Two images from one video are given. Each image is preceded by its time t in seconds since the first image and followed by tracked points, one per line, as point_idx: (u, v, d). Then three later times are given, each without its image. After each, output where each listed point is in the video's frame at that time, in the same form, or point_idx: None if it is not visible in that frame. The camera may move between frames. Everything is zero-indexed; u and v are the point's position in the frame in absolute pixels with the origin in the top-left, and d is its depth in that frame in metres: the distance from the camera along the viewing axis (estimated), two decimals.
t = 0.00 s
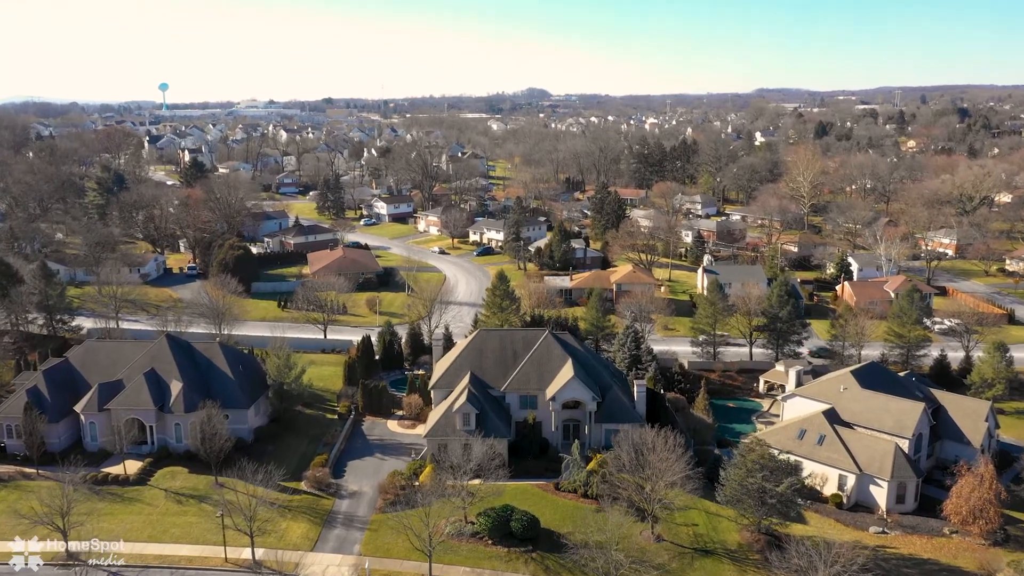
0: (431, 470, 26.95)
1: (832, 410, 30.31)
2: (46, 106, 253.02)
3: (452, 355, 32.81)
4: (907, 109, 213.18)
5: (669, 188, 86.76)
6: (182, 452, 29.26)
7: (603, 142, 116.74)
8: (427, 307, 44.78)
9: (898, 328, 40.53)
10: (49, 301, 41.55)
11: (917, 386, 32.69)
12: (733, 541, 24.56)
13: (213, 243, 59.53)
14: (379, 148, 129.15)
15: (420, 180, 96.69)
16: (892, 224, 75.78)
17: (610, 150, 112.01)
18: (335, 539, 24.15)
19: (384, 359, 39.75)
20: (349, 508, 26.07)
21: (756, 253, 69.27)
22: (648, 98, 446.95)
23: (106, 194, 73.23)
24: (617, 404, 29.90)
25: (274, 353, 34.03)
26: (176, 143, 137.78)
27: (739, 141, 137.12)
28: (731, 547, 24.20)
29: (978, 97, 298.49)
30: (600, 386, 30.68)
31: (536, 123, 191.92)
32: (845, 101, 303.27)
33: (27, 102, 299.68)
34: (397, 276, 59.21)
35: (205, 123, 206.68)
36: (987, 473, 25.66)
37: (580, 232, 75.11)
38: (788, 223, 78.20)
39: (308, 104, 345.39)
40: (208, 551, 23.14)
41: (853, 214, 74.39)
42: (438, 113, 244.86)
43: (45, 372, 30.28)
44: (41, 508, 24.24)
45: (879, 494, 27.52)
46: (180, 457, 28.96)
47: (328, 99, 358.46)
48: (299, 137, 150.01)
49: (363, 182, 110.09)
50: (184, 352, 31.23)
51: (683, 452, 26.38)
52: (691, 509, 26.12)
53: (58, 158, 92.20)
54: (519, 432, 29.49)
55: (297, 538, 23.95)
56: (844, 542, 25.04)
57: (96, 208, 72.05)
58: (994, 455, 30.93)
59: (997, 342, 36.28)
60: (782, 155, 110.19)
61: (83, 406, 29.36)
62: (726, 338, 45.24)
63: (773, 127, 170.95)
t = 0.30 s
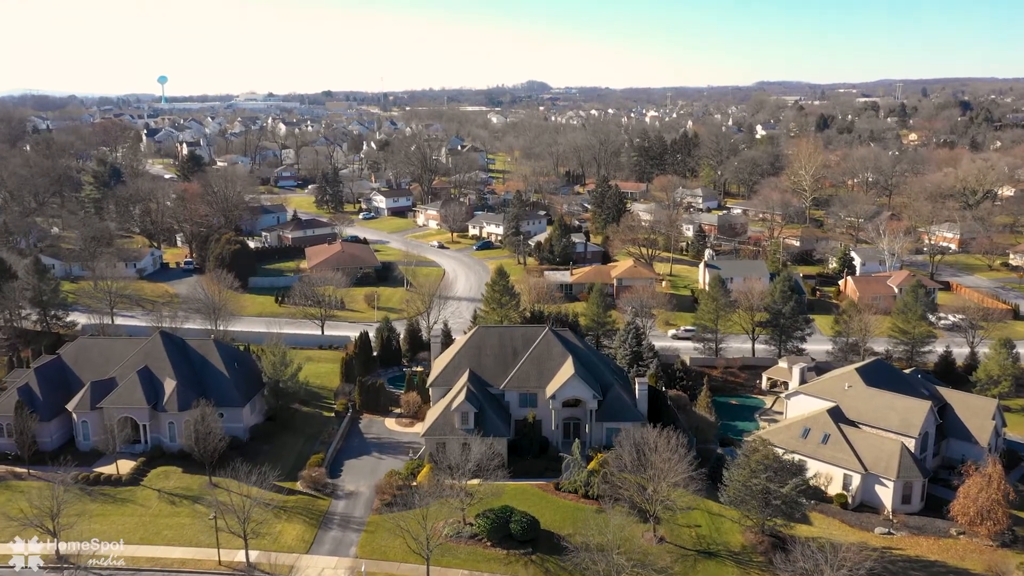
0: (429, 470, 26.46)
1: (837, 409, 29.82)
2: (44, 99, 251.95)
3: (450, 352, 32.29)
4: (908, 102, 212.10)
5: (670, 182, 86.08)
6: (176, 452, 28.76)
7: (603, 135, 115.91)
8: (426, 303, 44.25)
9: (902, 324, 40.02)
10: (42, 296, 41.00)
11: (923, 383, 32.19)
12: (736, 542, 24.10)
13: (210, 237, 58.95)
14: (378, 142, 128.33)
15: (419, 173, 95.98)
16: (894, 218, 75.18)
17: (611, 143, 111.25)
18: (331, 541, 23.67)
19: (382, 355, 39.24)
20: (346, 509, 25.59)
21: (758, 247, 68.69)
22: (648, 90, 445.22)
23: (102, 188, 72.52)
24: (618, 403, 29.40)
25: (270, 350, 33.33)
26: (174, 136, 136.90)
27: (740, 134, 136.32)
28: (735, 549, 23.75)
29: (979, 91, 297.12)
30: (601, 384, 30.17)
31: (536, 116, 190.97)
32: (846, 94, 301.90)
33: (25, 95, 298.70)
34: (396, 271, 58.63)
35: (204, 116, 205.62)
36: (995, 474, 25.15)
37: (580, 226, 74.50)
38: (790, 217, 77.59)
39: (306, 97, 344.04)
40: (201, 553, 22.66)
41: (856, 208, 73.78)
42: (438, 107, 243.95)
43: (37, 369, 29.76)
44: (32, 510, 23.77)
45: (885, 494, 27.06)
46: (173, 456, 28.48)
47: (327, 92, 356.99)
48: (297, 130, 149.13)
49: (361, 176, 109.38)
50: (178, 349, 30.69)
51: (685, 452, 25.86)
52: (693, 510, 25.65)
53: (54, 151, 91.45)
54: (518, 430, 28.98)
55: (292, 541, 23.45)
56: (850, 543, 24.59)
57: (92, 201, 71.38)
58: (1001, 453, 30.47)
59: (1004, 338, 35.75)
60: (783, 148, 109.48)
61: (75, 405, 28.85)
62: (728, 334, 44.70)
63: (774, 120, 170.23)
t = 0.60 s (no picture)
0: (426, 470, 25.99)
1: (841, 407, 29.36)
2: (42, 92, 250.63)
3: (448, 350, 31.77)
4: (910, 96, 211.07)
5: (670, 175, 85.39)
6: (169, 451, 28.28)
7: (603, 128, 115.14)
8: (424, 298, 43.72)
9: (907, 320, 39.47)
10: (35, 292, 40.41)
11: (928, 381, 31.70)
12: (740, 545, 23.63)
13: (207, 232, 58.32)
14: (377, 135, 127.50)
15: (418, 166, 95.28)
16: (896, 213, 74.54)
17: (611, 136, 110.48)
18: (327, 543, 23.19)
19: (379, 352, 38.75)
20: (342, 509, 25.11)
21: (760, 241, 68.08)
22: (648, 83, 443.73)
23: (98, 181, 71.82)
24: (619, 402, 28.90)
25: (265, 346, 32.85)
26: (172, 129, 136.07)
27: (740, 127, 135.51)
28: (738, 551, 23.30)
29: (980, 84, 296.18)
30: (601, 382, 29.65)
31: (536, 109, 189.98)
32: (847, 87, 300.84)
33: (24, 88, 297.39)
34: (394, 265, 58.08)
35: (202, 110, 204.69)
36: (1003, 475, 24.70)
37: (581, 220, 73.85)
38: (792, 211, 76.93)
39: (306, 90, 342.68)
40: (194, 556, 22.18)
41: (858, 202, 73.13)
42: (438, 100, 242.92)
43: (28, 366, 29.26)
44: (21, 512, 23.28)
45: (890, 494, 26.60)
46: (166, 456, 27.99)
47: (326, 85, 355.56)
48: (296, 123, 148.24)
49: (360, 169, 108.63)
50: (172, 347, 30.17)
51: (688, 453, 25.34)
52: (696, 511, 25.18)
53: (50, 144, 90.63)
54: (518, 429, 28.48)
55: (287, 543, 22.97)
56: (856, 545, 24.11)
57: (89, 195, 70.70)
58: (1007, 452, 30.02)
59: (1010, 335, 35.21)
60: (784, 141, 108.71)
61: (66, 403, 28.33)
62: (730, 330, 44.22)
63: (775, 113, 169.40)
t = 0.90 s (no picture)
0: (424, 471, 25.50)
1: (847, 406, 28.85)
2: (41, 85, 249.48)
3: (447, 347, 31.26)
4: (911, 88, 209.98)
5: (671, 169, 84.71)
6: (163, 451, 27.80)
7: (603, 121, 114.35)
8: (423, 294, 43.18)
9: (912, 316, 38.93)
10: (28, 288, 39.84)
11: (934, 379, 31.22)
12: (744, 547, 23.18)
13: (203, 227, 57.73)
14: (376, 128, 126.71)
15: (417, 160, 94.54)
16: (899, 207, 73.91)
17: (611, 129, 109.73)
18: (322, 546, 22.73)
19: (377, 349, 38.24)
20: (339, 511, 24.65)
21: (762, 236, 67.50)
22: (649, 75, 442.01)
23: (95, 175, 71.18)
24: (621, 401, 28.39)
25: (262, 344, 32.14)
26: (170, 122, 135.22)
27: (742, 120, 134.78)
28: (742, 554, 22.86)
29: (981, 76, 294.87)
30: (602, 380, 29.15)
31: (536, 102, 188.92)
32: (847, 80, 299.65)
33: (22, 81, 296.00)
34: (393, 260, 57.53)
35: (201, 102, 203.41)
36: (1012, 475, 24.24)
37: (581, 214, 73.24)
38: (794, 205, 76.31)
39: (305, 82, 341.25)
40: (186, 559, 21.71)
41: (860, 196, 72.53)
42: (437, 92, 241.69)
43: (19, 365, 28.75)
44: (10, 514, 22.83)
45: (896, 495, 26.14)
46: (159, 456, 27.49)
47: (325, 78, 354.06)
48: (295, 116, 147.35)
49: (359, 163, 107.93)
50: (166, 345, 29.65)
51: (691, 453, 24.86)
52: (699, 512, 24.75)
53: (46, 137, 89.86)
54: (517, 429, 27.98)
55: (281, 546, 22.49)
56: (862, 547, 23.66)
57: (85, 189, 70.09)
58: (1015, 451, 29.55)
59: (1018, 332, 34.66)
60: (786, 134, 108.00)
61: (57, 403, 27.83)
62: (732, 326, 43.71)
63: (776, 106, 168.41)
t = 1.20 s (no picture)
0: (422, 472, 24.94)
1: (853, 405, 28.27)
2: (38, 77, 247.97)
3: (445, 344, 30.67)
4: (912, 79, 208.81)
5: (672, 161, 83.91)
6: (155, 451, 27.24)
7: (604, 113, 113.45)
8: (421, 289, 42.56)
9: (917, 311, 38.34)
10: (20, 283, 39.17)
11: (942, 376, 30.65)
12: (749, 550, 22.67)
13: (199, 220, 57.06)
14: (375, 120, 125.77)
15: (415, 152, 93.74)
16: (902, 199, 73.19)
17: (612, 121, 108.86)
18: (317, 549, 22.20)
19: (375, 345, 37.65)
20: (334, 513, 24.11)
21: (764, 229, 66.82)
22: (649, 66, 440.07)
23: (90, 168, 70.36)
24: (623, 399, 27.81)
25: (257, 341, 31.49)
26: (167, 113, 134.22)
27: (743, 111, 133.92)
28: (747, 557, 22.34)
29: (983, 67, 293.36)
30: (604, 378, 28.56)
31: (536, 93, 187.62)
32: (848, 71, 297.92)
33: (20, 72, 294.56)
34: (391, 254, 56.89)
35: (199, 94, 202.11)
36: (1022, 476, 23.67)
37: (581, 207, 72.54)
38: (796, 198, 75.59)
39: (304, 74, 339.69)
40: (177, 564, 21.17)
41: (863, 188, 71.81)
42: (436, 84, 240.38)
43: (8, 363, 28.13)
44: None
45: (904, 496, 25.62)
46: (151, 456, 26.94)
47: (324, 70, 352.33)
48: (293, 107, 146.37)
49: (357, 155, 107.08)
50: (158, 342, 29.02)
51: (694, 454, 24.31)
52: (702, 514, 24.22)
53: (42, 129, 88.94)
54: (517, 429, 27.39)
55: (275, 550, 21.96)
56: (870, 550, 23.12)
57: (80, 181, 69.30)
58: None
59: None
60: (787, 126, 107.20)
61: (47, 402, 27.24)
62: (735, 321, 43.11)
63: (777, 97, 167.25)
